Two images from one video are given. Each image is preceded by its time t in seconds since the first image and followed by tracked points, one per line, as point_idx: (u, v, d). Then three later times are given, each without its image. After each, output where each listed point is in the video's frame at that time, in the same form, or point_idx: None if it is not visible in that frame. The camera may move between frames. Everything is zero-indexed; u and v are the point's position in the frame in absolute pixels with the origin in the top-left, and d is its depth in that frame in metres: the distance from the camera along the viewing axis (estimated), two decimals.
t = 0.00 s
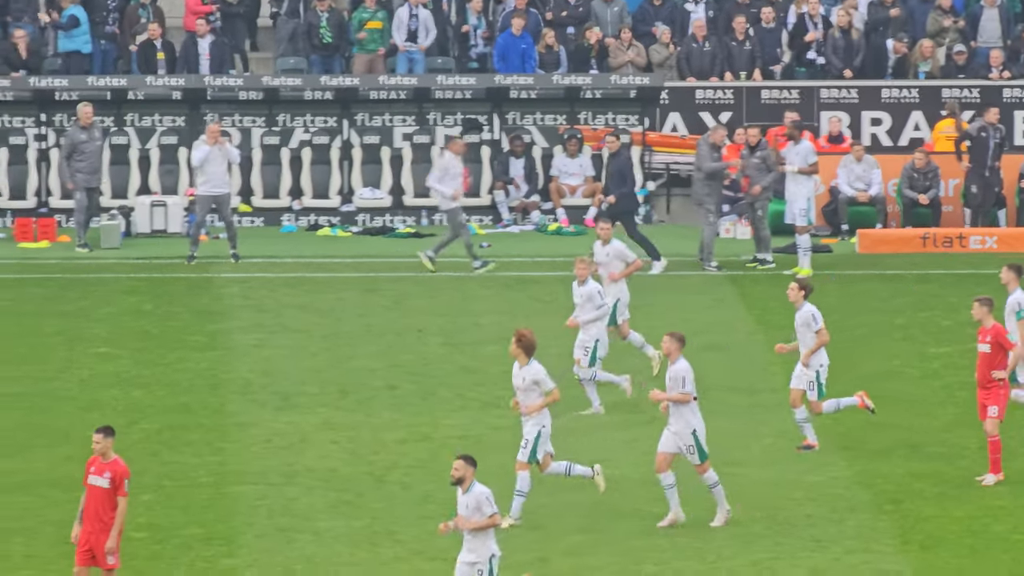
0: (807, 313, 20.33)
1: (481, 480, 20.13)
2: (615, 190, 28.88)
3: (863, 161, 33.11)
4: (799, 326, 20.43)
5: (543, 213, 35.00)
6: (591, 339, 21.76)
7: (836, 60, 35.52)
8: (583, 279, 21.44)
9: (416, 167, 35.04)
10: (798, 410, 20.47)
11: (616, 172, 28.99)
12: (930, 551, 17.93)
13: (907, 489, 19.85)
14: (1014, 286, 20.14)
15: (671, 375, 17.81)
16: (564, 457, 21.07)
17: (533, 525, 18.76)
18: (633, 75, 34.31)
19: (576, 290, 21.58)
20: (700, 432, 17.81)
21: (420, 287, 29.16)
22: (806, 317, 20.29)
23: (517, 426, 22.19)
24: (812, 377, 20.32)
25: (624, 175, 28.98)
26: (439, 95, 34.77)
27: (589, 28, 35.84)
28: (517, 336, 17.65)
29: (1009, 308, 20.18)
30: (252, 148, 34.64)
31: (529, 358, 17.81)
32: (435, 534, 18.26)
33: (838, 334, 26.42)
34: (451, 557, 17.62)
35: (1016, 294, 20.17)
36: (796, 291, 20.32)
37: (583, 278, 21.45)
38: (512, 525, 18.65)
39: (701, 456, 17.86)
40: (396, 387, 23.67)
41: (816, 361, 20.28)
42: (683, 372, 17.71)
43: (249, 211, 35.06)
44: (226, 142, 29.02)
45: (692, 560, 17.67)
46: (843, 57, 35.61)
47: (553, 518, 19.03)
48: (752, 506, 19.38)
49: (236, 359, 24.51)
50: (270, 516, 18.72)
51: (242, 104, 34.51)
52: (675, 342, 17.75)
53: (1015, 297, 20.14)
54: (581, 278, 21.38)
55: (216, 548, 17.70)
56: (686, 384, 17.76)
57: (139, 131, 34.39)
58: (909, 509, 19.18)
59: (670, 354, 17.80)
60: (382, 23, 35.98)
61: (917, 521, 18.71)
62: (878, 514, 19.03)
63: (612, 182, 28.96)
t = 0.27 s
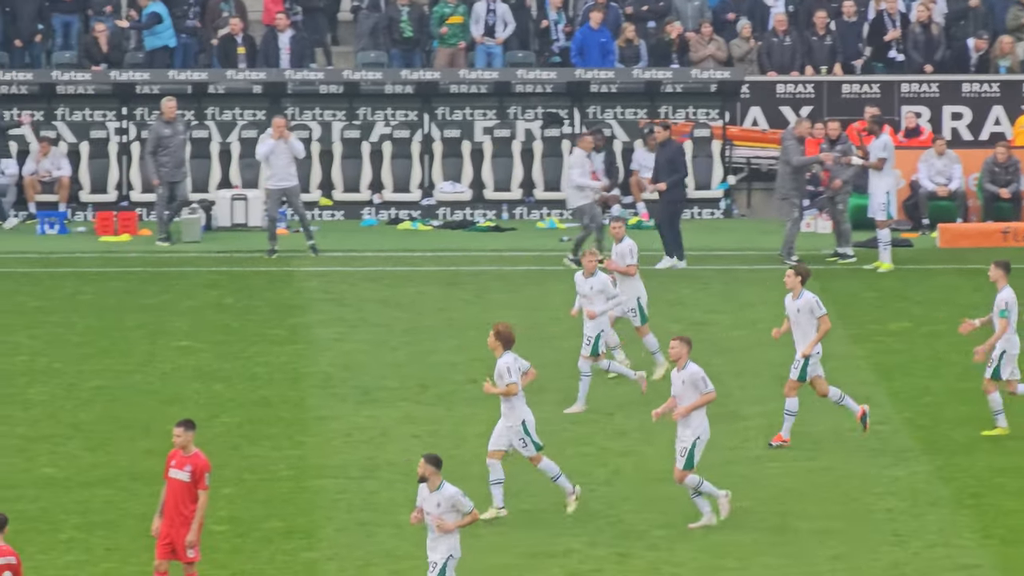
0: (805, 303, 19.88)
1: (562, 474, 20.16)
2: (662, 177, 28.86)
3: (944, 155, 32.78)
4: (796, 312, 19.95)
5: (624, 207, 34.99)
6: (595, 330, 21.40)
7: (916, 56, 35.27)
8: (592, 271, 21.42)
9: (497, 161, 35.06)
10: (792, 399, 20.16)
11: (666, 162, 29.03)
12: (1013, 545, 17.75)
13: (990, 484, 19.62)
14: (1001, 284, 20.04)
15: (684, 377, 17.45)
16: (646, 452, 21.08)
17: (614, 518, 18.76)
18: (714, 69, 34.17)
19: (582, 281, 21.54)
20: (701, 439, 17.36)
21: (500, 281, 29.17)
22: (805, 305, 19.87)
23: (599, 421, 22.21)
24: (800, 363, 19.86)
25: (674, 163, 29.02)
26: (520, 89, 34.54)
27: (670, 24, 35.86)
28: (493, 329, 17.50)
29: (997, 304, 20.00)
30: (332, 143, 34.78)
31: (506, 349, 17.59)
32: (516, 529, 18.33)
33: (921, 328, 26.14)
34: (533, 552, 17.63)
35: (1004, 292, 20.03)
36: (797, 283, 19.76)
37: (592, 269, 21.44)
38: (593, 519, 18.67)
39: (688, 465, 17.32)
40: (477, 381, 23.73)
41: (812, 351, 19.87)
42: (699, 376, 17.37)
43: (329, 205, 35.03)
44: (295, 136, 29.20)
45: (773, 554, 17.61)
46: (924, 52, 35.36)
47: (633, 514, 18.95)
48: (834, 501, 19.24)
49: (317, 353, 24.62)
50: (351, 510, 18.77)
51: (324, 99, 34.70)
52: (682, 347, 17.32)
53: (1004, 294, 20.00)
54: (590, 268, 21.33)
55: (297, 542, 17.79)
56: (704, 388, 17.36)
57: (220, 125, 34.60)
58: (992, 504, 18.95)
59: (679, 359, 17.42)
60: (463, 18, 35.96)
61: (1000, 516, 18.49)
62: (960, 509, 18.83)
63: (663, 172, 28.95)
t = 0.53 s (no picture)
0: (783, 306, 19.53)
1: (628, 475, 20.19)
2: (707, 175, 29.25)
3: (1010, 155, 32.50)
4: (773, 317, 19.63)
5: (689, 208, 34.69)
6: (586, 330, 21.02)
7: (980, 55, 34.98)
8: (580, 270, 20.86)
9: (561, 161, 35.16)
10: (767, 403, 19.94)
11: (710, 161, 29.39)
12: None
13: None
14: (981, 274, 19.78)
15: (674, 379, 17.15)
16: (713, 451, 21.06)
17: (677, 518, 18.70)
18: (779, 69, 33.91)
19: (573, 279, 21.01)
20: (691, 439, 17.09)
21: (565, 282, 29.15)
22: (783, 309, 19.52)
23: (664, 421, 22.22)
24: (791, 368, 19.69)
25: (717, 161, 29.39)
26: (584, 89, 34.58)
27: (734, 23, 35.69)
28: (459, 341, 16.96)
29: (974, 294, 19.90)
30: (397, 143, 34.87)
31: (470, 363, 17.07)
32: (581, 529, 18.36)
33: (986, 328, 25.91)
34: (598, 553, 17.62)
35: (982, 283, 19.89)
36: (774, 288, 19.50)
37: (581, 269, 20.89)
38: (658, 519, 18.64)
39: (678, 461, 17.12)
40: (543, 382, 23.79)
41: (792, 354, 19.65)
42: (691, 379, 17.11)
43: (393, 206, 35.07)
44: (352, 136, 29.25)
45: (837, 555, 17.54)
46: (989, 51, 35.09)
47: (698, 514, 18.89)
48: (899, 501, 19.14)
49: (382, 353, 24.70)
50: (418, 512, 18.82)
51: (388, 99, 34.82)
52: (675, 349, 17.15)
53: (980, 285, 19.85)
54: (578, 268, 20.83)
55: (362, 542, 17.83)
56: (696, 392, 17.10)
57: (285, 126, 34.76)
58: None
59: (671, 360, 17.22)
60: (528, 19, 36.10)
61: None
62: None
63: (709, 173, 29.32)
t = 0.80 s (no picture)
0: (750, 322, 18.86)
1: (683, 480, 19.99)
2: (734, 181, 28.78)
3: None
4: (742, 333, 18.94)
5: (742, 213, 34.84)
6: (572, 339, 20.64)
7: None
8: (569, 280, 20.71)
9: (616, 167, 34.90)
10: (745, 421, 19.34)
11: (739, 167, 28.97)
12: None
13: None
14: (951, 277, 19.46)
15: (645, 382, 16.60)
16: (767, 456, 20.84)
17: (733, 523, 18.47)
18: (834, 74, 33.69)
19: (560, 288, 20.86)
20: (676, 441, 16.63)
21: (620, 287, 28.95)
22: (750, 326, 18.84)
23: (720, 427, 22.01)
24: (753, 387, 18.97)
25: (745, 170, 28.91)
26: (639, 95, 34.49)
27: (789, 28, 35.33)
28: (414, 351, 16.24)
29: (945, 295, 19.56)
30: (452, 148, 34.76)
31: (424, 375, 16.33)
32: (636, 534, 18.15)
33: None
34: (652, 557, 17.41)
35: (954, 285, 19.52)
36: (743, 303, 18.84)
37: (569, 279, 20.76)
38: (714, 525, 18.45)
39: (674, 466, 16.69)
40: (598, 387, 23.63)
41: (757, 373, 18.91)
42: (657, 379, 16.47)
43: (448, 211, 35.07)
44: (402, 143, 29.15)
45: (893, 560, 17.27)
46: None
47: (755, 519, 18.61)
48: (956, 505, 18.85)
49: (436, 358, 24.59)
50: (472, 517, 18.66)
51: (443, 104, 34.69)
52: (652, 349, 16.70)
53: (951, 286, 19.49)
54: (567, 276, 20.65)
55: (416, 548, 17.67)
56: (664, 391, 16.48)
57: (340, 131, 34.66)
58: None
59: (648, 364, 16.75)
60: (582, 24, 35.96)
61: None
62: None
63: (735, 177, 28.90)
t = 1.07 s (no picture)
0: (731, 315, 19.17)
1: (745, 480, 19.83)
2: (765, 181, 28.61)
3: None
4: (721, 324, 19.25)
5: (805, 214, 34.36)
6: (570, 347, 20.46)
7: None
8: (576, 287, 20.55)
9: (679, 167, 34.77)
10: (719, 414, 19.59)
11: (769, 167, 28.77)
12: None
13: None
14: (935, 286, 19.98)
15: (638, 387, 16.81)
16: (830, 457, 20.64)
17: (797, 524, 18.32)
18: (896, 74, 33.69)
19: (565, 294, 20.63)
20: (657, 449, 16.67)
21: (682, 287, 28.76)
22: (730, 318, 19.17)
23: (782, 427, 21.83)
24: (725, 376, 19.24)
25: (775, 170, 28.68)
26: (701, 95, 34.27)
27: (852, 28, 35.38)
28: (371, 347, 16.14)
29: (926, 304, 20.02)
30: (515, 148, 34.63)
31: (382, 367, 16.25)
32: (699, 534, 18.01)
33: None
34: (715, 557, 17.31)
35: (937, 293, 19.99)
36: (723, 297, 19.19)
37: (576, 286, 20.59)
38: (778, 525, 18.30)
39: (638, 471, 16.60)
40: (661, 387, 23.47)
41: (734, 363, 19.19)
42: (657, 385, 16.76)
43: (511, 211, 34.87)
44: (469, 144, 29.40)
45: (957, 561, 17.12)
46: None
47: (819, 520, 18.48)
48: (1019, 506, 18.68)
49: (499, 359, 24.48)
50: (535, 516, 18.54)
51: (505, 104, 34.60)
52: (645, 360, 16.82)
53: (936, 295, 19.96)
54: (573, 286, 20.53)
55: (479, 548, 17.56)
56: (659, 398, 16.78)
57: (402, 131, 34.55)
58: None
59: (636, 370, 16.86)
60: (643, 24, 35.69)
61: None
62: None
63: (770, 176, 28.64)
